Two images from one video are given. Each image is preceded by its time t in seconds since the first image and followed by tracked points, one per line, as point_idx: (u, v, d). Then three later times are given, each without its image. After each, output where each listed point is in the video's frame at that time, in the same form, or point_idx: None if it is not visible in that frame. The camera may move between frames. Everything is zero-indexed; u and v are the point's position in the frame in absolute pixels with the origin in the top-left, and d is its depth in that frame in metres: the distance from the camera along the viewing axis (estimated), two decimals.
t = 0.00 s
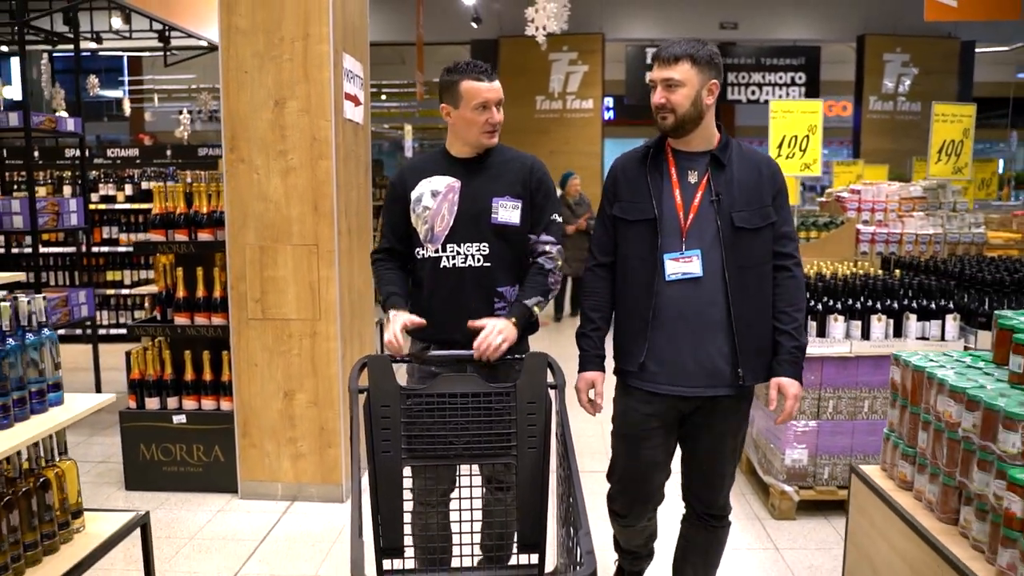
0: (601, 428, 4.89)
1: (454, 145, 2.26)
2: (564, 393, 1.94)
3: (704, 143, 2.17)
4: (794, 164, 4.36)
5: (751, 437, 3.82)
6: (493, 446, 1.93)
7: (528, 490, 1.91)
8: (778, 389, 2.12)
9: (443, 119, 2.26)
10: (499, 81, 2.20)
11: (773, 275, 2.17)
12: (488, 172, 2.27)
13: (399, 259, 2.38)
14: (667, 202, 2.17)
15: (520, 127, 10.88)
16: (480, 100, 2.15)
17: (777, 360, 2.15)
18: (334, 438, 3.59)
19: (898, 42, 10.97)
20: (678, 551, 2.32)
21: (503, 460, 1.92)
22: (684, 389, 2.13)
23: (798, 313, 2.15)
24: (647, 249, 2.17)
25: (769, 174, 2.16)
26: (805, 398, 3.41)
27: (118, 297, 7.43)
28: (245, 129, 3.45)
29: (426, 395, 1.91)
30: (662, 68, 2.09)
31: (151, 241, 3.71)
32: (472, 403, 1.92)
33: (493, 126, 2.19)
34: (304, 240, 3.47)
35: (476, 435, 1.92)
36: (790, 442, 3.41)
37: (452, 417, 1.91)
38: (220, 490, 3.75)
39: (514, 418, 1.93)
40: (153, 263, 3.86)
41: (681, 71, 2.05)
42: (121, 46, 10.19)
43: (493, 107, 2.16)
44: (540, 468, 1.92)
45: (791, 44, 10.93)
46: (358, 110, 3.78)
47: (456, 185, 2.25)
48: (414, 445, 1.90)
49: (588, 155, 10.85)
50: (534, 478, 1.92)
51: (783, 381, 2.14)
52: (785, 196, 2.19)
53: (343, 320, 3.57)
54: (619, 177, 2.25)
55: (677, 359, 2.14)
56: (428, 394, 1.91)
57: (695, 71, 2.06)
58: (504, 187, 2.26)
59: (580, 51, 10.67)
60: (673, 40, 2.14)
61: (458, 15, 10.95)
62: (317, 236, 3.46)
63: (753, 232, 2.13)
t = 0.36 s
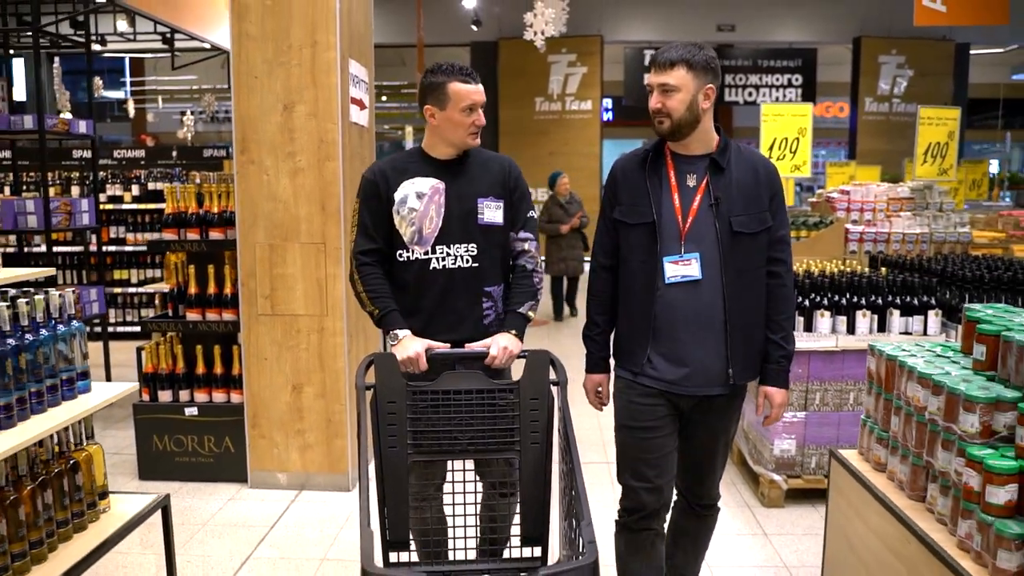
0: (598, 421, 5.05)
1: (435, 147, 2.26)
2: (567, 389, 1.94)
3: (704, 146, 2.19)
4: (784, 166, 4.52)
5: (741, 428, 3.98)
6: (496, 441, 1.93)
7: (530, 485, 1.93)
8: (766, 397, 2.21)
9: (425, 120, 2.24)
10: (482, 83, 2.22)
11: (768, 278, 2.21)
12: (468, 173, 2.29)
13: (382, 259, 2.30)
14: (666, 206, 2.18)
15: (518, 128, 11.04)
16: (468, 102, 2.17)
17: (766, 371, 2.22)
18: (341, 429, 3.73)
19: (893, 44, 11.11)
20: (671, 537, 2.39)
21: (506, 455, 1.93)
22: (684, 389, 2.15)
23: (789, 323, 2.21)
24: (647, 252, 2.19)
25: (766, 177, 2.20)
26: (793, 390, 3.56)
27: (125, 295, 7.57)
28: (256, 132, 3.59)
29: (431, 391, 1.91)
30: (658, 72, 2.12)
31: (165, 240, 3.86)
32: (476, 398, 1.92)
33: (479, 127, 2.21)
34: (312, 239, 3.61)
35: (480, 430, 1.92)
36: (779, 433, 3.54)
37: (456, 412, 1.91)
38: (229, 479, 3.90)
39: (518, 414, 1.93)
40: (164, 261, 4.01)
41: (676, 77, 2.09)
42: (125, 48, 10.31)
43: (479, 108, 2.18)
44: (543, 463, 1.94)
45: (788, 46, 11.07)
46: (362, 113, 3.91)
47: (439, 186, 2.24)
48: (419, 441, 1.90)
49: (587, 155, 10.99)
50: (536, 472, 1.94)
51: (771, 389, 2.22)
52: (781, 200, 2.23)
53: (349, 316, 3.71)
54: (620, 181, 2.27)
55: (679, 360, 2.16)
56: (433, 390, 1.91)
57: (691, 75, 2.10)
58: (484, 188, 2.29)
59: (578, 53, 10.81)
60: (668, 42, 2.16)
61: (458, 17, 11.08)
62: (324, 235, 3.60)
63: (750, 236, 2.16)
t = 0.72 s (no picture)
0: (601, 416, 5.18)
1: (431, 148, 2.22)
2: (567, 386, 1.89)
3: (700, 149, 2.18)
4: (782, 167, 4.65)
5: (740, 421, 4.11)
6: (498, 439, 1.90)
7: (533, 482, 1.90)
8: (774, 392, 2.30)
9: (421, 122, 2.20)
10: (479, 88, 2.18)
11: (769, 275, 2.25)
12: (465, 174, 2.25)
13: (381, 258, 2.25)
14: (670, 206, 2.16)
15: (521, 130, 11.16)
16: (465, 106, 2.12)
17: (771, 366, 2.30)
18: (353, 421, 3.86)
19: (892, 45, 11.25)
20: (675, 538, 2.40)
21: (509, 453, 1.90)
22: (695, 390, 2.14)
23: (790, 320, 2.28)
24: (653, 253, 2.16)
25: (761, 178, 2.23)
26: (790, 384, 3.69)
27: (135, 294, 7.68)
28: (271, 136, 3.73)
29: (435, 389, 1.89)
30: (659, 79, 2.09)
31: (183, 238, 4.00)
32: (478, 397, 1.89)
33: (474, 132, 2.17)
34: (326, 238, 3.75)
35: (483, 428, 1.89)
36: (778, 426, 3.67)
37: (460, 410, 1.89)
38: (247, 470, 4.03)
39: (520, 412, 1.90)
40: (181, 258, 4.15)
41: (679, 82, 2.06)
42: (132, 50, 10.46)
43: (475, 113, 2.14)
44: (545, 460, 1.90)
45: (787, 48, 11.22)
46: (373, 116, 4.05)
47: (436, 188, 2.21)
48: (423, 439, 1.87)
49: (588, 156, 11.11)
50: (538, 470, 1.90)
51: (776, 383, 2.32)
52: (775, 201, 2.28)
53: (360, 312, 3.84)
54: (617, 184, 2.23)
55: (688, 362, 2.14)
56: (436, 388, 1.89)
57: (693, 81, 2.08)
58: (482, 189, 2.25)
59: (580, 55, 10.98)
60: (667, 45, 2.14)
61: (461, 19, 11.22)
62: (338, 234, 3.74)
63: (754, 234, 2.18)
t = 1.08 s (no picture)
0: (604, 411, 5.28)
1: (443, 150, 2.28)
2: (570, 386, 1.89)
3: (693, 146, 2.24)
4: (781, 168, 4.77)
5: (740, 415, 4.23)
6: (502, 437, 1.94)
7: (536, 481, 1.94)
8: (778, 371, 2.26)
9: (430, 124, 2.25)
10: (478, 90, 2.11)
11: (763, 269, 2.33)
12: (478, 176, 2.30)
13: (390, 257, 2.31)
14: (669, 201, 2.19)
15: (524, 130, 11.25)
16: (450, 114, 2.12)
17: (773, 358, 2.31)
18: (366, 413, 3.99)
19: (892, 47, 11.36)
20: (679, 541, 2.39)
21: (511, 451, 1.94)
22: (696, 387, 2.17)
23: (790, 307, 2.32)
24: (654, 249, 2.18)
25: (749, 177, 2.29)
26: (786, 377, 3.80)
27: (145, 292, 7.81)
28: (287, 137, 3.85)
29: (437, 389, 1.92)
30: (656, 71, 2.12)
31: (200, 235, 4.14)
32: (481, 395, 1.92)
33: (462, 140, 2.17)
34: (339, 236, 3.87)
35: (487, 427, 1.93)
36: (776, 417, 3.79)
37: (463, 409, 1.92)
38: (261, 461, 4.15)
39: (523, 411, 1.94)
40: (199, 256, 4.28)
41: (677, 75, 2.10)
42: (141, 51, 10.61)
43: (461, 121, 2.13)
44: (549, 459, 1.93)
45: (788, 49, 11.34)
46: (384, 117, 4.17)
47: (447, 190, 2.26)
48: (427, 438, 1.91)
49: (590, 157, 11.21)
50: (541, 468, 1.93)
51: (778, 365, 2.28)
52: (761, 200, 2.34)
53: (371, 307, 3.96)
54: (613, 178, 2.23)
55: (689, 357, 2.17)
56: (439, 387, 1.91)
57: (690, 75, 2.11)
58: (494, 191, 2.30)
59: (582, 56, 11.08)
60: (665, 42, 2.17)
61: (465, 20, 11.36)
62: (351, 232, 3.86)
63: (748, 230, 2.24)
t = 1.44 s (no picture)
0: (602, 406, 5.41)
1: (449, 148, 2.39)
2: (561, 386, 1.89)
3: (679, 144, 2.34)
4: (772, 167, 4.89)
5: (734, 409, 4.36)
6: (490, 439, 1.90)
7: (524, 482, 1.89)
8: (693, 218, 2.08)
9: (437, 124, 2.39)
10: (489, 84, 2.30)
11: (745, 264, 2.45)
12: (483, 173, 2.40)
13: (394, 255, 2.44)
14: (654, 200, 2.29)
15: (523, 131, 11.37)
16: (470, 105, 2.27)
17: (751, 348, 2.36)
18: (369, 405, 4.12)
19: (888, 47, 11.47)
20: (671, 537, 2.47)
21: (500, 453, 1.90)
22: (680, 383, 2.25)
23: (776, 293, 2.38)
24: (640, 249, 2.28)
25: (736, 173, 2.37)
26: (776, 370, 3.93)
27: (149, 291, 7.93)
28: (291, 138, 3.97)
29: (426, 389, 1.89)
30: (643, 72, 2.20)
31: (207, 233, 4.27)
32: (470, 396, 1.89)
33: (484, 129, 2.31)
34: (342, 233, 3.99)
35: (475, 429, 1.90)
36: (766, 410, 3.92)
37: (451, 410, 1.89)
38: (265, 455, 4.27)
39: (512, 412, 1.90)
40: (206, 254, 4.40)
41: (663, 76, 2.18)
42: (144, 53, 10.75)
43: (482, 111, 2.29)
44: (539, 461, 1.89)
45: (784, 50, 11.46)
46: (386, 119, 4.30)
47: (451, 187, 2.37)
48: (413, 439, 1.87)
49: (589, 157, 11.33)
50: (531, 470, 1.89)
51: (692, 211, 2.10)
52: (750, 194, 2.41)
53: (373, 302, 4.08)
54: (602, 176, 2.34)
55: (674, 354, 2.26)
56: (428, 387, 1.89)
57: (676, 75, 2.19)
58: (499, 188, 2.39)
59: (581, 57, 11.21)
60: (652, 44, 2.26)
61: (465, 22, 11.49)
62: (353, 230, 3.98)
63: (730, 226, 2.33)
